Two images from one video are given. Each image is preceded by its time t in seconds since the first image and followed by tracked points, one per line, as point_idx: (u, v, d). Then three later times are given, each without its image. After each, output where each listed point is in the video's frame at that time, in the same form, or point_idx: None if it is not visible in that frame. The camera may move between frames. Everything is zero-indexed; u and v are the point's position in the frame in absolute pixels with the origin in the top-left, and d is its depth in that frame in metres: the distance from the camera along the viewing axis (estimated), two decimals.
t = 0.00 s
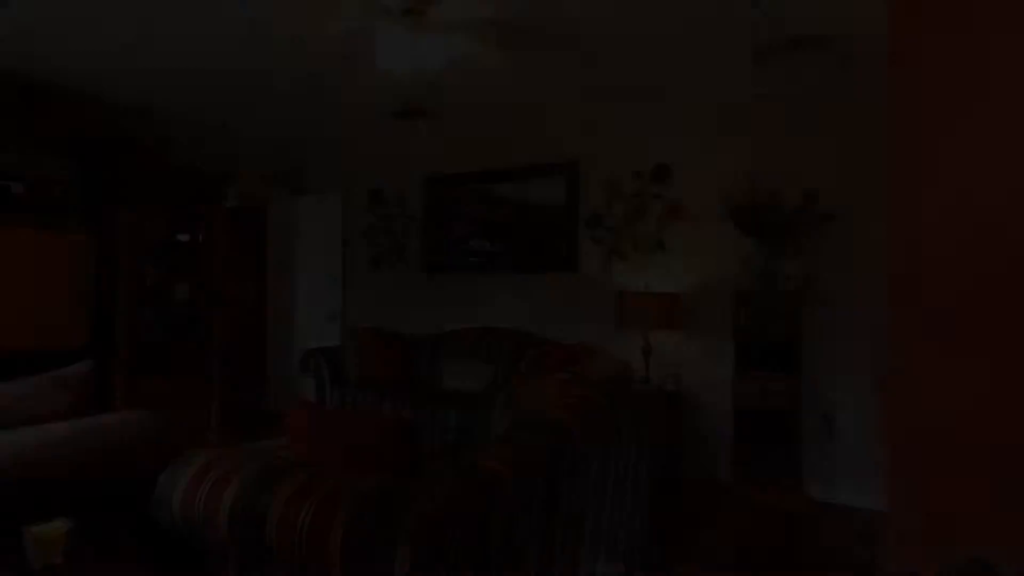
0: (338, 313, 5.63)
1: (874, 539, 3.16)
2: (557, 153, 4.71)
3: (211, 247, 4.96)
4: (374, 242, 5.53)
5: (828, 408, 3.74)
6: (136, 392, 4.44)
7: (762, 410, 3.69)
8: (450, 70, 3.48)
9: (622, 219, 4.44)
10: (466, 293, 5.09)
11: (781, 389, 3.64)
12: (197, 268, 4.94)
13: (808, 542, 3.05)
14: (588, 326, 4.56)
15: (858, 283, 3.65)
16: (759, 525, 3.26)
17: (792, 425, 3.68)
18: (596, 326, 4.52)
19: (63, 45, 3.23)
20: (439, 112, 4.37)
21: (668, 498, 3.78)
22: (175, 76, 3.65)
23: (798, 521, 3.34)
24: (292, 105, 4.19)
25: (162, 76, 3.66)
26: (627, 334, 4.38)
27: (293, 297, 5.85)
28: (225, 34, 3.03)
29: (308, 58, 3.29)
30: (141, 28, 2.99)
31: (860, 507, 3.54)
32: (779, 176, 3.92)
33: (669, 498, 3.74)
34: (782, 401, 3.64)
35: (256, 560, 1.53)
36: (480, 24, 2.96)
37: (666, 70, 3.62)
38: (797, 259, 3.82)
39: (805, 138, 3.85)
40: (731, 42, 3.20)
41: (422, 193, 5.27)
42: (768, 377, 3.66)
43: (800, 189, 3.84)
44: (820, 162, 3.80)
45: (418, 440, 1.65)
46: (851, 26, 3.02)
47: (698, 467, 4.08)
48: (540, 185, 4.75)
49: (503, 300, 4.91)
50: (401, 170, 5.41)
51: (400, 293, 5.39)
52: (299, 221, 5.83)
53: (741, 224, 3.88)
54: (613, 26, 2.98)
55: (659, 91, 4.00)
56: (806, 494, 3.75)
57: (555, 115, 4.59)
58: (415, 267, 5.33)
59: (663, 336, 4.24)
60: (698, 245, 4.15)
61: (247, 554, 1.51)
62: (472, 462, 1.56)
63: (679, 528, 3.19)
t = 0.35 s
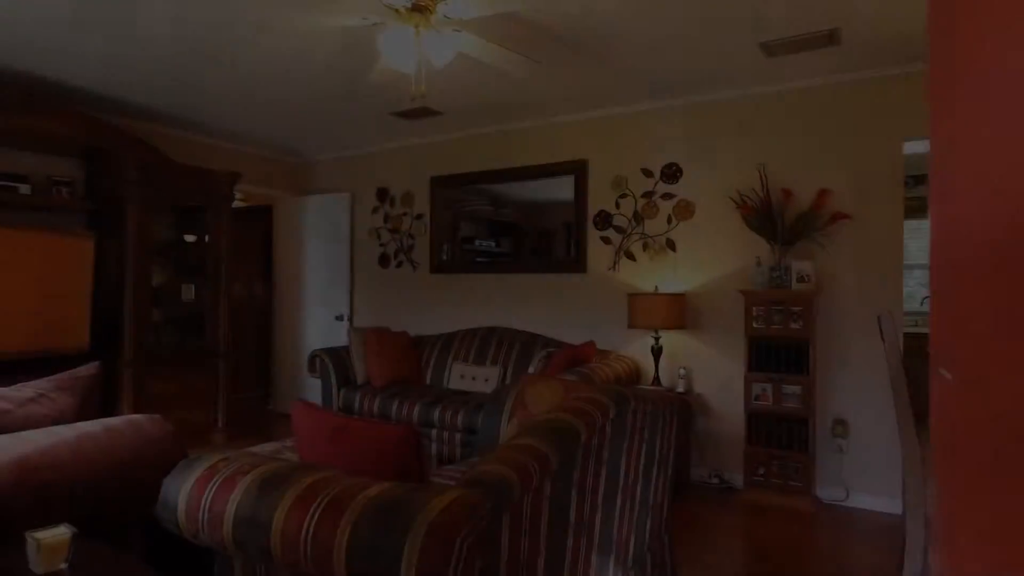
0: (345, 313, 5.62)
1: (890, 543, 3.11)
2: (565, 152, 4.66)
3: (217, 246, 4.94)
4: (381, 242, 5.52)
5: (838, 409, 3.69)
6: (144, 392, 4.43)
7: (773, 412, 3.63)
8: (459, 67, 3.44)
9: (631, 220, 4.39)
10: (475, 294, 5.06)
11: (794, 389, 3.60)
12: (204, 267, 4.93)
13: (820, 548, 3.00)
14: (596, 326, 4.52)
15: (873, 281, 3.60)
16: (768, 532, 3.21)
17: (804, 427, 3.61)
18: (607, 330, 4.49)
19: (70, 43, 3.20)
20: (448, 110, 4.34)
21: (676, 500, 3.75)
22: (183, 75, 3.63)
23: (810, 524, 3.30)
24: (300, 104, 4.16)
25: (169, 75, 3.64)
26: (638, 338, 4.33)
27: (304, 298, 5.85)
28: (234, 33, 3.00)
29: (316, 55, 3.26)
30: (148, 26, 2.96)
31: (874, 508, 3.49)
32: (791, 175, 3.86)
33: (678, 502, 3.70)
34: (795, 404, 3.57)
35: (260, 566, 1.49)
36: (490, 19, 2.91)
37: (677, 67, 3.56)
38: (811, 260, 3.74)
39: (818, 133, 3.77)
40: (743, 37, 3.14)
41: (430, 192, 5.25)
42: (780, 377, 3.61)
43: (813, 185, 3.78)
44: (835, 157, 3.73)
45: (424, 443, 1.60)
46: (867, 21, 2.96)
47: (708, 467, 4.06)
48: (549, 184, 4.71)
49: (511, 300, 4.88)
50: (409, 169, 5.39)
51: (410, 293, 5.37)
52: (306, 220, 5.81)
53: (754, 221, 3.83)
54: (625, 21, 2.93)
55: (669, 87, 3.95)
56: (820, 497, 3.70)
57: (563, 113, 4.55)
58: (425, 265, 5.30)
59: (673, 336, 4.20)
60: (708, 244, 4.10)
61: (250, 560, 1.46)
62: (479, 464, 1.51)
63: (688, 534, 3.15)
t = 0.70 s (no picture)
0: (374, 315, 5.65)
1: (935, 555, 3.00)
2: (594, 152, 4.61)
3: (248, 249, 5.01)
4: (409, 244, 5.53)
5: (879, 413, 3.57)
6: (178, 393, 4.51)
7: (810, 417, 3.53)
8: (485, 68, 3.41)
9: (661, 221, 4.31)
10: (503, 296, 5.03)
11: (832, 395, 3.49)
12: (236, 271, 4.98)
13: (862, 560, 2.90)
14: (625, 328, 4.46)
15: (916, 281, 3.47)
16: (806, 542, 3.10)
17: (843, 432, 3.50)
18: (638, 333, 4.41)
19: (104, 50, 3.27)
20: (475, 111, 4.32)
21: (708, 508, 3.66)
22: (213, 80, 3.68)
23: (851, 533, 3.19)
24: (328, 107, 4.19)
25: (200, 80, 3.69)
26: (670, 341, 4.25)
27: (334, 298, 5.89)
28: (262, 37, 3.02)
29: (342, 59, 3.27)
30: (178, 31, 2.99)
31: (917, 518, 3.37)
32: (829, 172, 3.74)
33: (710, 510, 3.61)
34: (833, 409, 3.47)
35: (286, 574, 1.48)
36: (516, 18, 2.88)
37: (706, 64, 3.49)
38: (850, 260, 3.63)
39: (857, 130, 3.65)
40: (778, 33, 3.05)
41: (457, 194, 5.24)
42: (817, 382, 3.50)
43: (851, 185, 3.67)
44: (874, 155, 3.61)
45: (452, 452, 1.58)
46: (905, 13, 2.85)
47: (744, 473, 3.96)
48: (577, 185, 4.66)
49: (539, 302, 4.84)
50: (437, 170, 5.39)
51: (438, 296, 5.37)
52: (334, 223, 5.86)
53: (789, 222, 3.72)
54: (653, 18, 2.87)
55: (698, 85, 3.87)
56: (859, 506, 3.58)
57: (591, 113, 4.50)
58: (452, 267, 5.29)
59: (705, 339, 4.11)
60: (740, 245, 4.01)
61: (277, 568, 1.46)
62: (506, 473, 1.47)
63: (723, 543, 3.07)
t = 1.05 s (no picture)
0: (426, 313, 5.71)
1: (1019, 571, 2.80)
2: (647, 148, 4.52)
3: (305, 249, 5.14)
4: (461, 243, 5.57)
5: (956, 419, 3.36)
6: (240, 388, 4.67)
7: (878, 422, 3.36)
8: (536, 63, 3.39)
9: (718, 217, 4.19)
10: (554, 295, 4.99)
11: (902, 398, 3.31)
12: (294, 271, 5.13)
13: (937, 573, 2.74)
14: (680, 327, 4.35)
15: (995, 278, 3.26)
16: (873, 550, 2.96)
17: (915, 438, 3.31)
18: (692, 332, 4.30)
19: (173, 57, 3.41)
20: (527, 108, 4.30)
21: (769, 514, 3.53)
22: (273, 83, 3.79)
23: (924, 545, 3.02)
24: (381, 108, 4.25)
25: (260, 83, 3.81)
26: (727, 341, 4.13)
27: (387, 297, 5.98)
28: (318, 38, 3.09)
29: (395, 58, 3.31)
30: (239, 35, 3.09)
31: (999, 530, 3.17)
32: (898, 164, 3.55)
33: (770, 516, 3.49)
34: (903, 414, 3.29)
35: (341, 567, 1.50)
36: (568, 11, 2.85)
37: (766, 53, 3.36)
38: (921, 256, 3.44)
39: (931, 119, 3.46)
40: (844, 17, 2.91)
41: (508, 192, 5.24)
42: (886, 385, 3.33)
43: (923, 176, 3.47)
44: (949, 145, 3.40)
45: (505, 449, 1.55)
46: None
47: (807, 478, 3.81)
48: (629, 181, 4.58)
49: (590, 300, 4.79)
50: (488, 169, 5.41)
51: (489, 295, 5.38)
52: (388, 223, 5.95)
53: (855, 217, 3.54)
54: (710, 6, 2.78)
55: (757, 76, 3.74)
56: (934, 517, 3.38)
57: (644, 107, 4.42)
58: (503, 265, 5.29)
59: (763, 339, 3.98)
60: (802, 241, 3.85)
61: (332, 560, 1.47)
62: (559, 472, 1.44)
63: (783, 550, 2.96)
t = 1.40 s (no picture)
0: (490, 313, 5.75)
1: None
2: (714, 144, 4.39)
3: (373, 250, 5.27)
4: (524, 244, 5.58)
5: None
6: (312, 385, 4.84)
7: (972, 431, 3.13)
8: (601, 61, 3.35)
9: (792, 214, 4.02)
10: (619, 295, 4.92)
11: (999, 406, 3.07)
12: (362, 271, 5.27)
13: None
14: (750, 329, 4.21)
15: None
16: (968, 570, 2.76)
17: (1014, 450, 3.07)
18: (764, 334, 4.14)
19: (251, 68, 3.58)
20: (590, 106, 4.26)
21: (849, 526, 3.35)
22: (344, 90, 3.91)
23: None
24: (446, 110, 4.32)
25: (331, 90, 3.94)
26: (802, 343, 3.95)
27: (452, 297, 6.06)
28: (386, 44, 3.16)
29: (460, 60, 3.34)
30: (312, 44, 3.20)
31: None
32: (994, 155, 3.31)
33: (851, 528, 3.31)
34: (1001, 423, 3.06)
35: (409, 563, 1.52)
36: (634, 6, 2.80)
37: (844, 41, 3.20)
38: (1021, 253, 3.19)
39: None
40: None
41: (572, 192, 5.21)
42: (981, 392, 3.11)
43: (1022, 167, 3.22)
44: None
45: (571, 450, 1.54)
46: None
47: (891, 490, 3.60)
48: (697, 178, 4.47)
49: (656, 300, 4.69)
50: (551, 169, 5.39)
51: (553, 295, 5.36)
52: (453, 224, 6.03)
53: (945, 212, 3.32)
54: None
55: (834, 65, 3.57)
56: None
57: (713, 102, 4.29)
58: (567, 265, 5.26)
59: (841, 341, 3.79)
60: (884, 238, 3.65)
61: (400, 556, 1.50)
62: (627, 475, 1.41)
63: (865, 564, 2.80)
